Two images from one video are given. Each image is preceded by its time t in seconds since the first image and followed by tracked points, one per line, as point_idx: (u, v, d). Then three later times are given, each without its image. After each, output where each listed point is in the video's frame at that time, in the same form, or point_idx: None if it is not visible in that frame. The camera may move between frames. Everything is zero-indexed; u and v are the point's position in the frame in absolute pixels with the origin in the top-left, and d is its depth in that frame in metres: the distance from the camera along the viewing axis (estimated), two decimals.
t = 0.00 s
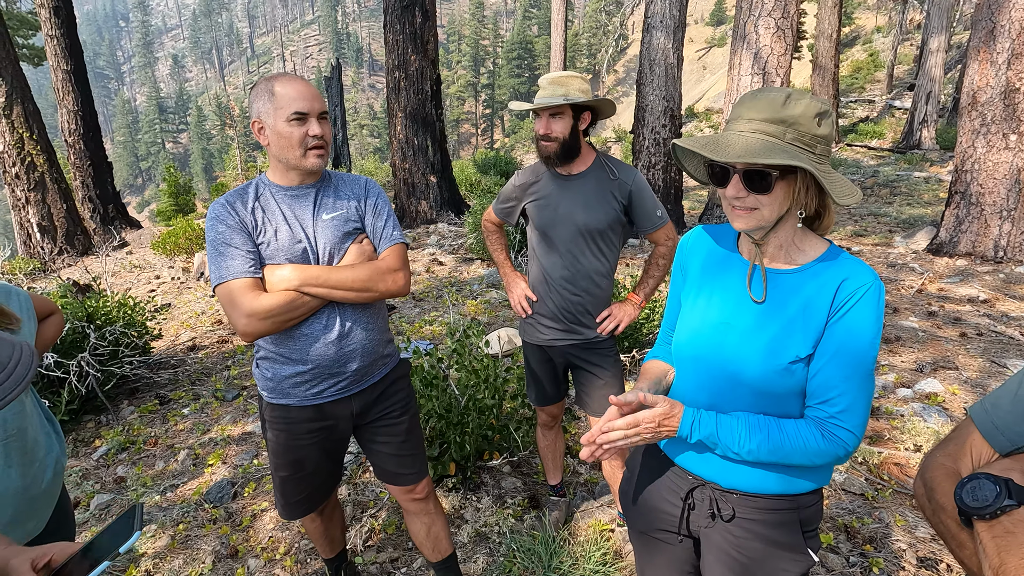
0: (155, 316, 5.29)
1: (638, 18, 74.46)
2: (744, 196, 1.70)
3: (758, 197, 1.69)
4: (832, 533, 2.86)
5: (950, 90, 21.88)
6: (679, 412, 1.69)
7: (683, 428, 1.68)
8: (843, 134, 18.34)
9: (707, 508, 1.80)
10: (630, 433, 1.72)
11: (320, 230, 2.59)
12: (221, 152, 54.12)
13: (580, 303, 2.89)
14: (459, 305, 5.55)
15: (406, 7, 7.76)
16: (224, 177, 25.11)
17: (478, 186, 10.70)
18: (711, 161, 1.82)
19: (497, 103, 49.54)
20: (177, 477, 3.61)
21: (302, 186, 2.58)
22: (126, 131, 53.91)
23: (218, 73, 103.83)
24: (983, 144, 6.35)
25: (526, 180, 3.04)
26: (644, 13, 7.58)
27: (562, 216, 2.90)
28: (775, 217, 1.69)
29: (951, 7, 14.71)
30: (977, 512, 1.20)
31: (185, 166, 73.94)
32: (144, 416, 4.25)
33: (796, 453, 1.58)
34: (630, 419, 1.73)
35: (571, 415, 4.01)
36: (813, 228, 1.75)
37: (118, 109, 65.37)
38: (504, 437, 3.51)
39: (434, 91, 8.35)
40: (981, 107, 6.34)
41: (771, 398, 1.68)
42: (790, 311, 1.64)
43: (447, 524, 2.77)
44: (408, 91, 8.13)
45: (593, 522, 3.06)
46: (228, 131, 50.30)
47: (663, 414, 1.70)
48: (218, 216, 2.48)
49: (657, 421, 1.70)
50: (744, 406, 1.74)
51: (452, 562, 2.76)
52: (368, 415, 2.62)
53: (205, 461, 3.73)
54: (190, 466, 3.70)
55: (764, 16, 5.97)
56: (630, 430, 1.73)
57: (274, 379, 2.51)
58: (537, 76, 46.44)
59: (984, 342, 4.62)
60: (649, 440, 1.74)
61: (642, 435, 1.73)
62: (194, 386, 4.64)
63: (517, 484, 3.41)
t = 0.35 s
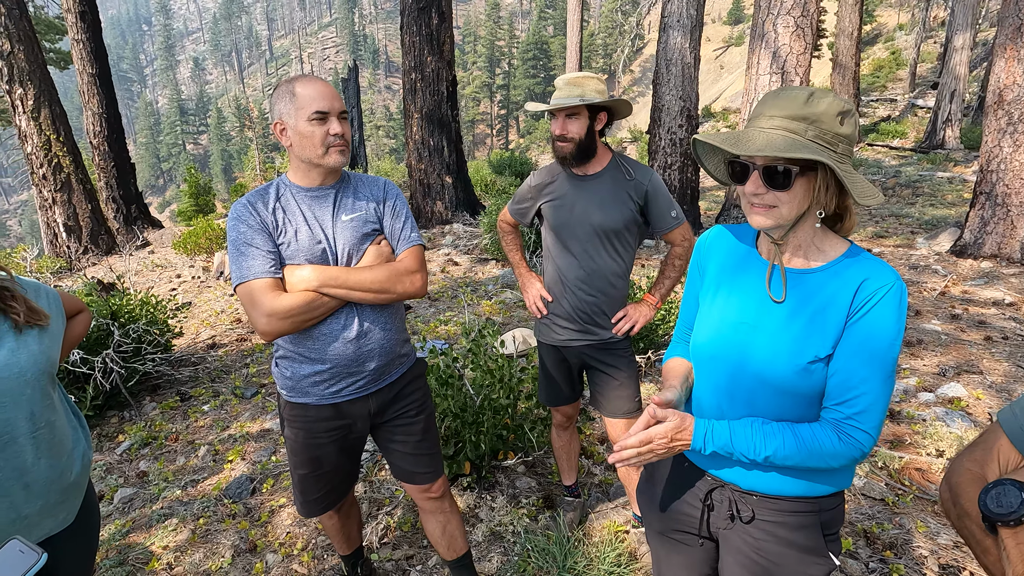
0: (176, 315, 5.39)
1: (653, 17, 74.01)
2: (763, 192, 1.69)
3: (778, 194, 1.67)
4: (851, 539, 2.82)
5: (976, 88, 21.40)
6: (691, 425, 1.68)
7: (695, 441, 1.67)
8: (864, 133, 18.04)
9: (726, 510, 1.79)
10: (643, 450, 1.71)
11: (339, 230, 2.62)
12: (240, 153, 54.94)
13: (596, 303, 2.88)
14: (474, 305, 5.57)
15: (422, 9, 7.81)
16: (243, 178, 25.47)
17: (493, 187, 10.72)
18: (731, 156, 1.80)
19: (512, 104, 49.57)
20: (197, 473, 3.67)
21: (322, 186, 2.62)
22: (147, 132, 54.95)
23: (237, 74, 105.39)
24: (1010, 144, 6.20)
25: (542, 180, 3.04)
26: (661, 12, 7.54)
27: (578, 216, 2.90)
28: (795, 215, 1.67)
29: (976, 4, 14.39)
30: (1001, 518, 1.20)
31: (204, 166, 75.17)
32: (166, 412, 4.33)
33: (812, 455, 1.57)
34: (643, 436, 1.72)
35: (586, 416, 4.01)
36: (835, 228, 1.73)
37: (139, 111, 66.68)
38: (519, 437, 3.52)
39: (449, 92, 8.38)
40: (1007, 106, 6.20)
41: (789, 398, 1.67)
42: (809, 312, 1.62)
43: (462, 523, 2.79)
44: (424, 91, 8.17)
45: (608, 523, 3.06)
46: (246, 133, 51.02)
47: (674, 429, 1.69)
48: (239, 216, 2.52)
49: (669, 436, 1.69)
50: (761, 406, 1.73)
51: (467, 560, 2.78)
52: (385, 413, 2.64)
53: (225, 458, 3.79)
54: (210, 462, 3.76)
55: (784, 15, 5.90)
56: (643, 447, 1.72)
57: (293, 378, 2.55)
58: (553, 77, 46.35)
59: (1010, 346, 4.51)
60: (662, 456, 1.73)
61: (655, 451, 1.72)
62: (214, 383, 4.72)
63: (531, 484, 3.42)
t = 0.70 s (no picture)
0: (201, 313, 5.51)
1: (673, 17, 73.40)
2: (783, 192, 1.67)
3: (799, 194, 1.65)
4: (875, 546, 2.77)
5: (1008, 86, 20.82)
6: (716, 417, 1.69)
7: (722, 433, 1.68)
8: (889, 133, 17.66)
9: (745, 511, 1.77)
10: (666, 439, 1.73)
11: (361, 231, 2.66)
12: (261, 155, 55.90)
13: (615, 304, 2.87)
14: (492, 305, 5.59)
15: (442, 11, 7.86)
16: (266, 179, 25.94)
17: (511, 188, 10.74)
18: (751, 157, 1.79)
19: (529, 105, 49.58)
20: (220, 468, 3.75)
21: (344, 187, 2.65)
22: (172, 135, 56.23)
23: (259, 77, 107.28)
24: None
25: (561, 181, 3.04)
26: (681, 12, 7.48)
27: (597, 217, 2.89)
28: (816, 215, 1.65)
29: None
30: None
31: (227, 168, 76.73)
32: (190, 408, 4.43)
33: (840, 459, 1.54)
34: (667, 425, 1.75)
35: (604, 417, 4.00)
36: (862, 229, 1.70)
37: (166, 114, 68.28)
38: (536, 437, 3.52)
39: (468, 93, 8.42)
40: None
41: (813, 401, 1.64)
42: (834, 314, 1.60)
43: (480, 522, 2.80)
44: (443, 93, 8.22)
45: (625, 525, 3.04)
46: (268, 134, 51.89)
47: (699, 419, 1.71)
48: (264, 218, 2.57)
49: (694, 426, 1.71)
50: (785, 409, 1.71)
51: (484, 560, 2.79)
52: (404, 412, 2.67)
53: (247, 453, 3.86)
54: (233, 458, 3.84)
55: (807, 13, 5.81)
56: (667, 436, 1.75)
57: (314, 377, 2.59)
58: (571, 77, 46.24)
59: None
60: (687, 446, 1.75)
61: (679, 441, 1.74)
62: (237, 380, 4.81)
63: (548, 484, 3.42)
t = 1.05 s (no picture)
0: (230, 311, 5.65)
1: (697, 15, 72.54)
2: (811, 185, 1.64)
3: (828, 188, 1.62)
4: (906, 555, 2.70)
5: None
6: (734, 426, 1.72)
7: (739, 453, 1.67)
8: (923, 131, 17.17)
9: (772, 515, 1.75)
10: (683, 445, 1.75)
11: (387, 231, 2.70)
12: (287, 156, 56.94)
13: (638, 305, 2.86)
14: (514, 306, 5.60)
15: (466, 13, 7.91)
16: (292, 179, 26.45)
17: (533, 189, 10.75)
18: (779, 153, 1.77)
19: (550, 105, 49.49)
20: (248, 463, 3.84)
21: (369, 187, 2.69)
22: (201, 137, 57.66)
23: (285, 80, 109.30)
24: None
25: (584, 181, 3.03)
26: (707, 10, 7.39)
27: (621, 217, 2.88)
28: (847, 211, 1.61)
29: None
30: None
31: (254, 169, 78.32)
32: (220, 404, 4.54)
33: (861, 462, 1.51)
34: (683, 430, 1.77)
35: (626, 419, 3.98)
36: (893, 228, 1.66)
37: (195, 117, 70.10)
38: (558, 437, 3.52)
39: (491, 94, 8.45)
40: None
41: (840, 403, 1.61)
42: (862, 314, 1.56)
43: (502, 522, 2.81)
44: (467, 94, 8.27)
45: (648, 528, 3.02)
46: (293, 136, 52.84)
47: (715, 429, 1.73)
48: (294, 215, 2.64)
49: (708, 433, 1.73)
50: (810, 411, 1.68)
51: (506, 559, 2.81)
52: (426, 412, 2.70)
53: (274, 449, 3.95)
54: (260, 453, 3.93)
55: (837, 9, 5.68)
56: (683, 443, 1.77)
57: (339, 374, 2.63)
58: (593, 77, 46.06)
59: None
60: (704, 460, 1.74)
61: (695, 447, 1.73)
62: (264, 377, 4.92)
63: (570, 485, 3.42)
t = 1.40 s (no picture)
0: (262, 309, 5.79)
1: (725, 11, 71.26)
2: (854, 173, 1.57)
3: (872, 177, 1.55)
4: (946, 566, 2.61)
5: None
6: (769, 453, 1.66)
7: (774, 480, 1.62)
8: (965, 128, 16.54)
9: (805, 522, 1.72)
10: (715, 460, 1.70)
11: (414, 231, 2.73)
12: (315, 157, 58.06)
13: (666, 306, 2.83)
14: (540, 306, 5.60)
15: (493, 14, 7.94)
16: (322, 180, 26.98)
17: (559, 189, 10.73)
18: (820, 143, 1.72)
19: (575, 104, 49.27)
20: (279, 457, 3.93)
21: (397, 187, 2.73)
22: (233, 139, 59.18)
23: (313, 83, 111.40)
24: None
25: (613, 181, 3.01)
26: (739, 7, 7.27)
27: (649, 218, 2.85)
28: (889, 202, 1.55)
29: None
30: None
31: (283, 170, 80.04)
32: (252, 399, 4.66)
33: (903, 471, 1.46)
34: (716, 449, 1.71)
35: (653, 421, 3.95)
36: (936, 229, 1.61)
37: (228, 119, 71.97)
38: (584, 438, 3.49)
39: (518, 94, 8.46)
40: None
41: (879, 410, 1.57)
42: (904, 318, 1.52)
43: (527, 522, 2.82)
44: (494, 94, 8.30)
45: (675, 531, 2.99)
46: (321, 137, 53.83)
47: (748, 453, 1.67)
48: (325, 214, 2.71)
49: (742, 459, 1.67)
50: (848, 417, 1.64)
51: (531, 559, 2.82)
52: (452, 411, 2.72)
53: (304, 444, 4.03)
54: (292, 447, 4.02)
55: (875, 3, 5.53)
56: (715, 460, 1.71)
57: (366, 371, 2.68)
58: (619, 76, 45.67)
59: None
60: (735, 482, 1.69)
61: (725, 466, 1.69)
62: (295, 374, 5.03)
63: (596, 486, 3.41)
